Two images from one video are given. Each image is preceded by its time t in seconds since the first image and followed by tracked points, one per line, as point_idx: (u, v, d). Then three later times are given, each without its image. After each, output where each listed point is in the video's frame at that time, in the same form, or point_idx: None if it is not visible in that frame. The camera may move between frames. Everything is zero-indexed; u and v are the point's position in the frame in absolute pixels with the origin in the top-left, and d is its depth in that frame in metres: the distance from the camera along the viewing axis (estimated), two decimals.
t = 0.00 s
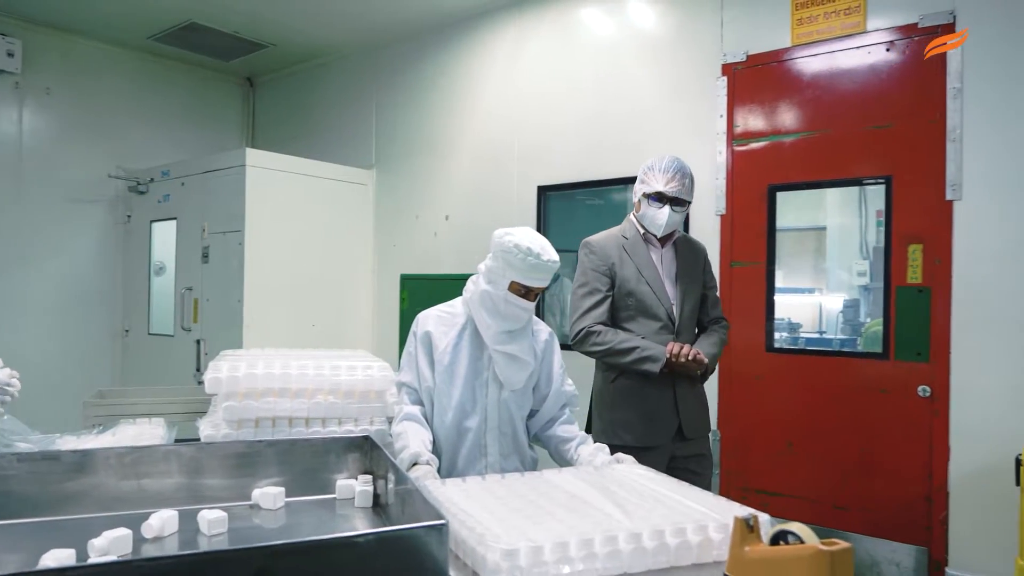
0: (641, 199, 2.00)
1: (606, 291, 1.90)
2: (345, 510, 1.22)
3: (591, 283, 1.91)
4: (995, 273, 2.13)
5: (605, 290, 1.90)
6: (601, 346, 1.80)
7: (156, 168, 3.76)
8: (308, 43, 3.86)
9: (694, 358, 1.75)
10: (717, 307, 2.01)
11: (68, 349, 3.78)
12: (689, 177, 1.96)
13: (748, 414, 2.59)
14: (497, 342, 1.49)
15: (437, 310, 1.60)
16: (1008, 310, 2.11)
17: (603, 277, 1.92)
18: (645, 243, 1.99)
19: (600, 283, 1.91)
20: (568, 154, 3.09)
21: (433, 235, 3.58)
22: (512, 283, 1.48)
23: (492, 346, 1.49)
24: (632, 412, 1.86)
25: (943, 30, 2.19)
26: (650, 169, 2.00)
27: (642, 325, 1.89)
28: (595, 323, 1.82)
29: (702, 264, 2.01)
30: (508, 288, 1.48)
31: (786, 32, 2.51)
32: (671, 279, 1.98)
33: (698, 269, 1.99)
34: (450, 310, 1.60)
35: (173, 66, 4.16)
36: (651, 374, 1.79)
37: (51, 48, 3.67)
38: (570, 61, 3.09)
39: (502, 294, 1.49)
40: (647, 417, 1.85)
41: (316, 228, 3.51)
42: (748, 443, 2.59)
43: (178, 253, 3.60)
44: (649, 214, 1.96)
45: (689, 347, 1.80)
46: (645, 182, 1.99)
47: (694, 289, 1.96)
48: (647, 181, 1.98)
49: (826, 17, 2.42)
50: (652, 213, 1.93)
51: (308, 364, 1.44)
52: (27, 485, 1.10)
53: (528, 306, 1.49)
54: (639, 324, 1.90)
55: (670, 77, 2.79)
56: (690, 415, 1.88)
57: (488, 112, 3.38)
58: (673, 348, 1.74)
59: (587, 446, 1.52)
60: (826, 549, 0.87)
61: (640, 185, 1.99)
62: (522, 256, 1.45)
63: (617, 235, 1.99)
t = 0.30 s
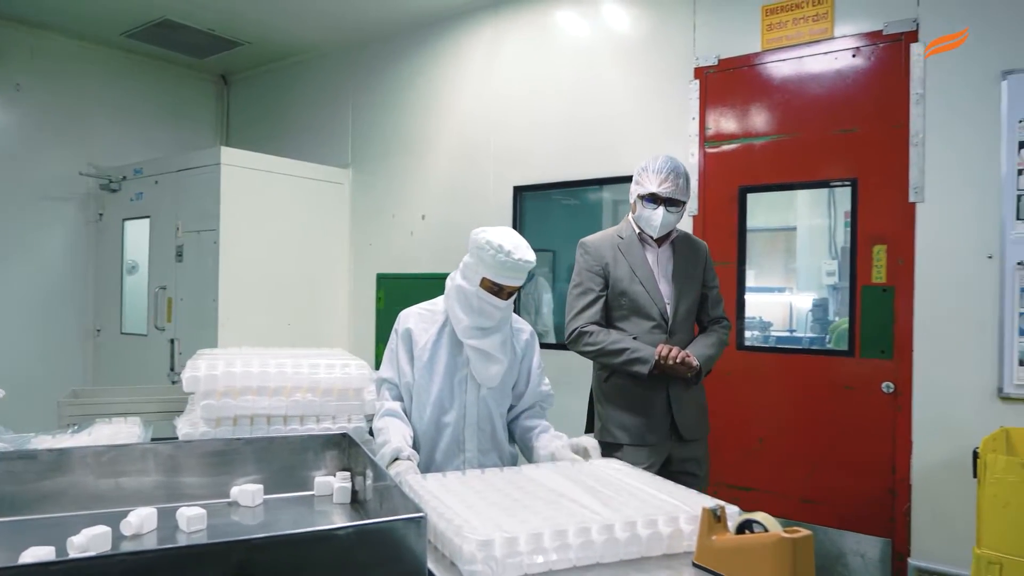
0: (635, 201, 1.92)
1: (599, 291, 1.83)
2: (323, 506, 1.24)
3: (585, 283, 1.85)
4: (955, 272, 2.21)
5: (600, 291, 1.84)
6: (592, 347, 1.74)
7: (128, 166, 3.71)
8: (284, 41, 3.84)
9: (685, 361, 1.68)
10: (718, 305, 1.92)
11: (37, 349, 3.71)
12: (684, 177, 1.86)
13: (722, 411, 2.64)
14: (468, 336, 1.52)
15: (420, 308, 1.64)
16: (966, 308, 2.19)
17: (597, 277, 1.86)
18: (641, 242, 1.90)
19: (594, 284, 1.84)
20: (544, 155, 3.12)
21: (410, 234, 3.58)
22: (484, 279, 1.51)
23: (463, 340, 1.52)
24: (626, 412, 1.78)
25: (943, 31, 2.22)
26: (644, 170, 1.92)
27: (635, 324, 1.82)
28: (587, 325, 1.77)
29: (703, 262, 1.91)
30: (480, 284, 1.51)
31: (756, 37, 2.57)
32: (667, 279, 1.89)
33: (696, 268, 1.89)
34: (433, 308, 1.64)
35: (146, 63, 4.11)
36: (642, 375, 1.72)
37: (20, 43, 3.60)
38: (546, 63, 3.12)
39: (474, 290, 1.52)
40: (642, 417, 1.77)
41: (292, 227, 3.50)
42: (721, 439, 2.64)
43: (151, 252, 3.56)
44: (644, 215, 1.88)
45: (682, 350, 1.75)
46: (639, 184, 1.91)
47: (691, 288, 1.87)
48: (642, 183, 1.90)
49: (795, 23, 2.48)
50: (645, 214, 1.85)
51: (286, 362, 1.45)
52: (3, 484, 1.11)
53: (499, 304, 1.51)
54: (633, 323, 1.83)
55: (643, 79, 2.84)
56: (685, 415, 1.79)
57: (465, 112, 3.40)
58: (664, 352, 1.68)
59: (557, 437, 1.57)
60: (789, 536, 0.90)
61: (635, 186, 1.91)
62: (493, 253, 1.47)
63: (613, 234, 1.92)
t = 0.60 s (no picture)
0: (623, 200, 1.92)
1: (588, 290, 1.85)
2: (304, 503, 1.24)
3: (574, 281, 1.87)
4: (922, 272, 2.27)
5: (589, 290, 1.86)
6: (580, 345, 1.76)
7: (103, 163, 3.66)
8: (260, 39, 3.81)
9: (669, 359, 1.68)
10: (712, 304, 1.93)
11: (8, 349, 3.64)
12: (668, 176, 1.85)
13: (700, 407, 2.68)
14: (439, 331, 1.54)
15: (409, 306, 1.66)
16: (932, 308, 2.25)
17: (586, 276, 1.88)
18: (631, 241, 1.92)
19: (584, 283, 1.86)
20: (524, 154, 3.15)
21: (389, 233, 3.58)
22: (460, 278, 1.53)
23: (435, 334, 1.54)
24: (616, 407, 1.80)
25: (945, 31, 2.23)
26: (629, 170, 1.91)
27: (624, 322, 1.83)
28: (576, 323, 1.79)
29: (694, 261, 1.91)
30: (457, 281, 1.54)
31: (731, 41, 2.62)
32: (657, 277, 1.90)
33: (686, 267, 1.89)
34: (420, 307, 1.66)
35: (121, 59, 4.05)
36: (629, 373, 1.74)
37: None
38: (526, 64, 3.14)
39: (450, 287, 1.54)
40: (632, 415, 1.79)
41: (270, 225, 3.47)
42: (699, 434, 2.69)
43: (126, 250, 3.52)
44: (631, 215, 1.88)
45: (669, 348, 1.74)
46: (624, 183, 1.90)
47: (680, 287, 1.88)
48: (627, 183, 1.90)
49: (768, 28, 2.54)
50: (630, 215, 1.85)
51: (266, 361, 1.45)
52: None
53: (471, 303, 1.52)
54: (622, 322, 1.84)
55: (620, 81, 2.88)
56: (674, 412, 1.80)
57: (444, 111, 3.40)
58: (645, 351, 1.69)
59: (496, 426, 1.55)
60: (759, 528, 0.94)
61: (621, 187, 1.90)
62: (469, 253, 1.48)
63: (603, 234, 1.94)
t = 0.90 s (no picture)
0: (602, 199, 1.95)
1: (571, 291, 1.88)
2: (283, 501, 1.25)
3: (557, 282, 1.90)
4: (885, 273, 2.34)
5: (572, 290, 1.89)
6: (562, 345, 1.79)
7: (70, 160, 3.59)
8: (232, 35, 3.77)
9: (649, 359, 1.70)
10: (697, 302, 1.94)
11: None
12: (644, 173, 1.87)
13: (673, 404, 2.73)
14: (422, 327, 1.59)
15: (396, 304, 1.69)
16: (895, 307, 2.33)
17: (569, 276, 1.90)
18: (614, 241, 1.94)
19: (567, 284, 1.89)
20: (499, 154, 3.16)
21: (363, 233, 3.57)
22: (445, 277, 1.56)
23: (420, 331, 1.59)
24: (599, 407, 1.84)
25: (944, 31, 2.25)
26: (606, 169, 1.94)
27: (607, 322, 1.86)
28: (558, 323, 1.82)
29: (678, 259, 1.93)
30: (441, 280, 1.58)
31: (702, 45, 2.68)
32: (640, 277, 1.93)
33: (670, 265, 1.91)
34: (408, 304, 1.69)
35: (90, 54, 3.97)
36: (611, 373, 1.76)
37: None
38: (502, 65, 3.16)
39: (435, 287, 1.57)
40: (613, 415, 1.82)
41: (243, 224, 3.44)
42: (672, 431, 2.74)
43: (95, 248, 3.45)
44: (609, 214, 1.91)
45: (652, 347, 1.76)
46: (602, 183, 1.93)
47: (664, 285, 1.89)
48: (604, 182, 1.92)
49: (739, 33, 2.60)
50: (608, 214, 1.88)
51: (245, 360, 1.44)
52: None
53: (454, 303, 1.56)
54: (604, 321, 1.87)
55: (594, 82, 2.91)
56: (659, 411, 1.82)
57: (420, 111, 3.41)
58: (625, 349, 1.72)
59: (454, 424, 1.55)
60: (730, 518, 0.97)
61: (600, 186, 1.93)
62: (455, 254, 1.51)
63: (586, 235, 1.96)
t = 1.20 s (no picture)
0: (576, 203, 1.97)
1: (548, 295, 1.90)
2: (259, 500, 1.25)
3: (535, 287, 1.92)
4: (846, 273, 2.42)
5: (549, 294, 1.90)
6: (537, 351, 1.82)
7: (32, 156, 3.49)
8: (199, 32, 3.71)
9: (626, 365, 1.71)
10: (678, 302, 1.93)
11: None
12: (614, 175, 1.89)
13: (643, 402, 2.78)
14: (406, 327, 1.61)
15: (381, 303, 1.72)
16: (855, 306, 2.41)
17: (546, 281, 1.92)
18: (591, 243, 1.95)
19: (544, 288, 1.91)
20: (471, 155, 3.18)
21: (334, 232, 3.54)
22: (428, 278, 1.58)
23: (404, 331, 1.61)
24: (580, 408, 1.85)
25: (943, 31, 2.28)
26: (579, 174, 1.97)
27: (586, 325, 1.87)
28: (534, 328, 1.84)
29: (656, 259, 1.92)
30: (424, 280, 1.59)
31: (671, 49, 2.73)
32: (619, 278, 1.93)
33: (647, 266, 1.91)
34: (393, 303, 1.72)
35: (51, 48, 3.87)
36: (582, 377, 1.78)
37: None
38: (474, 66, 3.17)
39: (418, 287, 1.59)
40: (591, 419, 1.84)
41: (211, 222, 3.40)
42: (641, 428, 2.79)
43: (58, 246, 3.38)
44: (582, 216, 1.93)
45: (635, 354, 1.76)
46: (574, 187, 1.96)
47: (642, 286, 1.89)
48: (576, 186, 1.95)
49: (706, 38, 2.66)
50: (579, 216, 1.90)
51: (220, 360, 1.44)
52: None
53: (436, 303, 1.57)
54: (583, 324, 1.89)
55: (566, 85, 2.95)
56: (641, 413, 1.84)
57: (391, 111, 3.40)
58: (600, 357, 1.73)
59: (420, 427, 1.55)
60: (700, 510, 1.01)
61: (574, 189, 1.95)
62: (438, 256, 1.53)
63: (563, 238, 1.98)
